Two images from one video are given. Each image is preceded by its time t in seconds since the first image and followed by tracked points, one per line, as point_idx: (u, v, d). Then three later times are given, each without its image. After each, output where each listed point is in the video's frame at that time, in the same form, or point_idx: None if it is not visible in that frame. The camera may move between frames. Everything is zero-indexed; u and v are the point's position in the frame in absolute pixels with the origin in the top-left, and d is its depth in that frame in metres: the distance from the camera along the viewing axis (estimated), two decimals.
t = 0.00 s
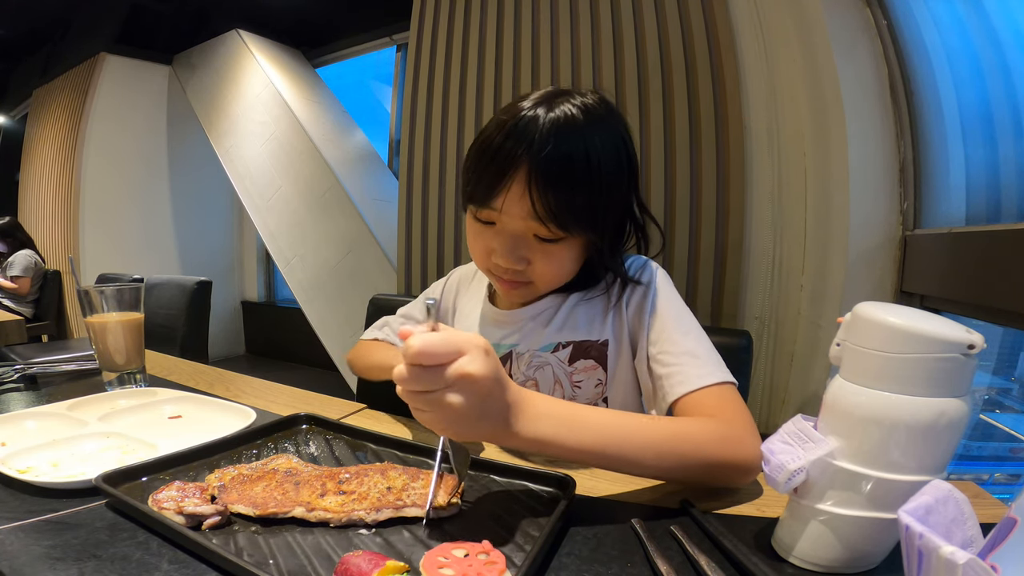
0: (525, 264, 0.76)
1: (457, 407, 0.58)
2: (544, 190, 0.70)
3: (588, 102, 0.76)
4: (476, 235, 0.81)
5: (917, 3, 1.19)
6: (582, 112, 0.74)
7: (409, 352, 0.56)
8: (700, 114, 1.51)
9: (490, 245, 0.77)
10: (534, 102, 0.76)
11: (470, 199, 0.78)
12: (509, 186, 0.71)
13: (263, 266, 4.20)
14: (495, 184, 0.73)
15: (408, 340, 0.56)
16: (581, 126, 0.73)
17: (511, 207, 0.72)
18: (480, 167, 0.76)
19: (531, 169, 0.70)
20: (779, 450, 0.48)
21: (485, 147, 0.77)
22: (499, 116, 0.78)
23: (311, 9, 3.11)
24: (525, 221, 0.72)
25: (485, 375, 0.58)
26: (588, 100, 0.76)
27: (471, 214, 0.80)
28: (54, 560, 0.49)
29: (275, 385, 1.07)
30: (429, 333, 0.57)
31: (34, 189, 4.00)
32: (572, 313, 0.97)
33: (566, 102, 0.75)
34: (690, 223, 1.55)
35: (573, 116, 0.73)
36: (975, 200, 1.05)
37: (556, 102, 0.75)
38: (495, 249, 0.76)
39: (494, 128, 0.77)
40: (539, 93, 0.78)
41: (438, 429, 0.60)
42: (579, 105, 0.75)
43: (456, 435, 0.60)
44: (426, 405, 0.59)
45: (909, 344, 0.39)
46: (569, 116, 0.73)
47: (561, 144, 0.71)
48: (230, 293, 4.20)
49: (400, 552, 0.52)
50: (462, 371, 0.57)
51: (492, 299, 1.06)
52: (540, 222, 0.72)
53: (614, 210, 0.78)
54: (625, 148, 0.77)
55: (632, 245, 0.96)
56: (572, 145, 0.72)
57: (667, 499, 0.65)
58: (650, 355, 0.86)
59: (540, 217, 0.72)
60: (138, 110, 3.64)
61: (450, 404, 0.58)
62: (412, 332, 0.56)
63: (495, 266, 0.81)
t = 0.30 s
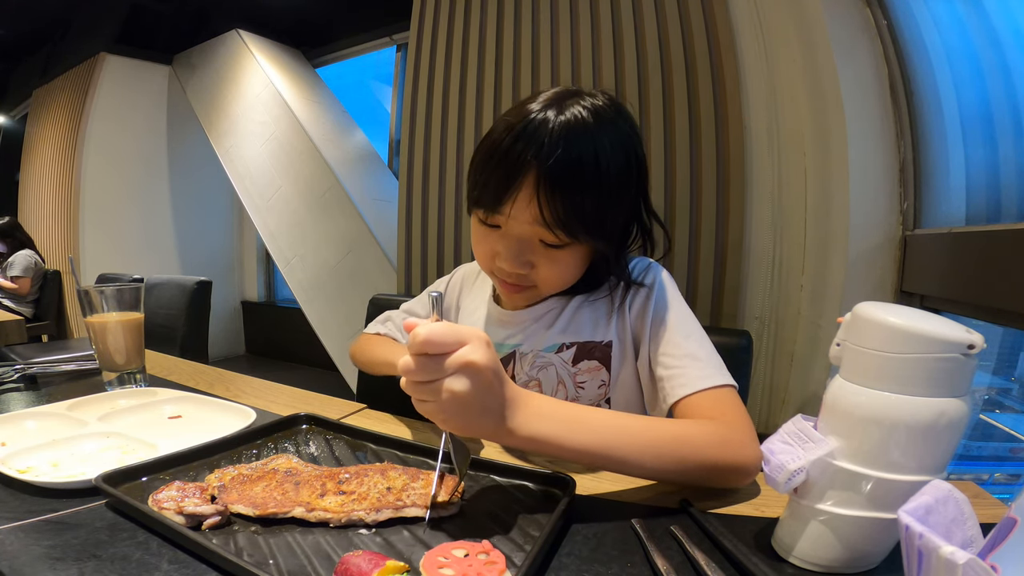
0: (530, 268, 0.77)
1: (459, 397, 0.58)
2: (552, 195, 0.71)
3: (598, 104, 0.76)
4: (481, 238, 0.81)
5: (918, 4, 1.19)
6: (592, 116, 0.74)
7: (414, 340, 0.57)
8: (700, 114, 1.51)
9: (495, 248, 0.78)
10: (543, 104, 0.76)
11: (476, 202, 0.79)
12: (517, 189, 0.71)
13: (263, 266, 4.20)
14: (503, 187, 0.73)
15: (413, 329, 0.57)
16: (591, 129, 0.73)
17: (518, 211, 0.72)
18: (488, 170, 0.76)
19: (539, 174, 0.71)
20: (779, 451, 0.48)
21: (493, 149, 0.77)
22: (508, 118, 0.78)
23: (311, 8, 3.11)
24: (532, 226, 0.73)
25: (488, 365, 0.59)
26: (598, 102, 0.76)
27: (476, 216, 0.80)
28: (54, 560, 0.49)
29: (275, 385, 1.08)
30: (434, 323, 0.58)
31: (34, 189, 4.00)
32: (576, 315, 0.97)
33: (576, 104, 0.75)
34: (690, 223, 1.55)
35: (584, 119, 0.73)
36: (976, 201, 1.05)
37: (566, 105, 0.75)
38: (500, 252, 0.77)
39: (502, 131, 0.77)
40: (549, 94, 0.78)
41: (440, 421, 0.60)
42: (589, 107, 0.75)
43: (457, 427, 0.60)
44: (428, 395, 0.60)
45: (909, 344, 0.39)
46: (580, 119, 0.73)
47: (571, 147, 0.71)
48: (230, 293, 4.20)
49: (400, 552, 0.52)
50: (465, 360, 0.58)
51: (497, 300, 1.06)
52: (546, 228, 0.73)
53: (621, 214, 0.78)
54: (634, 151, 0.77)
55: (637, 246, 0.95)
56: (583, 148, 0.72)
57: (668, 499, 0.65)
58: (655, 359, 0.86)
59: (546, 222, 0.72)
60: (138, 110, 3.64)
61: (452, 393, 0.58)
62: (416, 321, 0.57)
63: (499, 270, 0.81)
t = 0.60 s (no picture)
0: (530, 271, 0.77)
1: (461, 399, 0.58)
2: (553, 199, 0.71)
3: (598, 107, 0.76)
4: (481, 241, 0.81)
5: (917, 4, 1.19)
6: (594, 121, 0.74)
7: (415, 343, 0.57)
8: (700, 115, 1.51)
9: (495, 251, 0.78)
10: (543, 108, 0.76)
11: (477, 205, 0.78)
12: (518, 193, 0.71)
13: (263, 266, 4.20)
14: (505, 191, 0.73)
15: (413, 332, 0.56)
16: (591, 132, 0.73)
17: (519, 214, 0.72)
18: (488, 173, 0.76)
19: (540, 178, 0.71)
20: (779, 451, 0.48)
21: (494, 153, 0.77)
22: (509, 121, 0.78)
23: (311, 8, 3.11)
24: (532, 230, 0.73)
25: (489, 366, 0.59)
26: (597, 105, 0.76)
27: (476, 219, 0.80)
28: (54, 560, 0.49)
29: (275, 385, 1.08)
30: (433, 325, 0.58)
31: (34, 189, 4.00)
32: (575, 314, 0.97)
33: (576, 107, 0.75)
34: (691, 224, 1.55)
35: (585, 123, 0.73)
36: (976, 201, 1.05)
37: (566, 108, 0.75)
38: (500, 256, 0.77)
39: (503, 134, 0.77)
40: (549, 98, 0.78)
41: (441, 423, 0.60)
42: (589, 110, 0.75)
43: (458, 429, 0.60)
44: (430, 397, 0.59)
45: (909, 344, 0.39)
46: (580, 122, 0.73)
47: (572, 151, 0.71)
48: (230, 293, 4.20)
49: (400, 552, 0.52)
50: (465, 362, 0.58)
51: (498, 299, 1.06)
52: (546, 232, 0.73)
53: (621, 218, 0.78)
54: (634, 153, 0.77)
55: (636, 246, 0.95)
56: (583, 151, 0.71)
57: (668, 498, 0.65)
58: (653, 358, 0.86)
59: (547, 225, 0.72)
60: (138, 110, 3.64)
61: (454, 395, 0.58)
62: (416, 324, 0.57)
63: (500, 273, 0.81)
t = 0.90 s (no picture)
0: (530, 271, 0.77)
1: (464, 401, 0.58)
2: (552, 199, 0.71)
3: (598, 106, 0.76)
4: (481, 241, 0.81)
5: (918, 4, 1.19)
6: (593, 121, 0.74)
7: (418, 346, 0.57)
8: (700, 115, 1.51)
9: (495, 251, 0.78)
10: (543, 108, 0.76)
11: (477, 205, 0.78)
12: (518, 193, 0.71)
13: (263, 267, 4.20)
14: (504, 190, 0.73)
15: (417, 335, 0.56)
16: (590, 132, 0.73)
17: (519, 214, 0.72)
18: (488, 173, 0.76)
19: (539, 177, 0.71)
20: (779, 451, 0.48)
21: (494, 153, 0.77)
22: (508, 121, 0.78)
23: (311, 8, 3.11)
24: (532, 230, 0.73)
25: (493, 367, 0.59)
26: (597, 104, 0.76)
27: (476, 219, 0.80)
28: (54, 560, 0.49)
29: (275, 385, 1.08)
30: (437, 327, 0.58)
31: (34, 189, 4.00)
32: (578, 314, 0.97)
33: (576, 106, 0.75)
34: (690, 224, 1.55)
35: (584, 122, 0.73)
36: (976, 201, 1.05)
37: (565, 108, 0.75)
38: (501, 256, 0.77)
39: (502, 134, 0.77)
40: (548, 98, 0.78)
41: (444, 425, 0.60)
42: (588, 109, 0.75)
43: (461, 431, 0.60)
44: (433, 400, 0.59)
45: (909, 344, 0.39)
46: (579, 121, 0.73)
47: (570, 150, 0.71)
48: (230, 293, 4.20)
49: (400, 552, 0.52)
50: (470, 365, 0.58)
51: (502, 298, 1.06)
52: (546, 231, 0.73)
53: (621, 218, 0.78)
54: (634, 152, 0.77)
55: (637, 247, 0.95)
56: (582, 151, 0.71)
57: (668, 498, 0.65)
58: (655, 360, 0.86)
59: (546, 225, 0.72)
60: (138, 110, 3.64)
61: (458, 398, 0.58)
62: (420, 327, 0.57)
63: (500, 272, 0.81)
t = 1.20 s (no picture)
0: (532, 271, 0.77)
1: (466, 399, 0.58)
2: (555, 200, 0.71)
3: (601, 108, 0.76)
4: (483, 241, 0.81)
5: (918, 4, 1.19)
6: (597, 123, 0.74)
7: (421, 344, 0.56)
8: (700, 115, 1.51)
9: (497, 251, 0.78)
10: (546, 109, 0.75)
11: (480, 205, 0.78)
12: (521, 194, 0.72)
13: (263, 267, 4.20)
14: (507, 191, 0.73)
15: (419, 333, 0.56)
16: (593, 133, 0.73)
17: (522, 215, 0.72)
18: (491, 174, 0.76)
19: (543, 179, 0.71)
20: (779, 451, 0.48)
21: (497, 153, 0.77)
22: (511, 122, 0.78)
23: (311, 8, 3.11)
24: (535, 231, 0.73)
25: (495, 366, 0.59)
26: (601, 106, 0.76)
27: (478, 220, 0.80)
28: (54, 560, 0.49)
29: (275, 385, 1.07)
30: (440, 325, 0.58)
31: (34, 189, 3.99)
32: (580, 314, 0.97)
33: (579, 108, 0.75)
34: (690, 223, 1.55)
35: (587, 124, 0.73)
36: (976, 201, 1.05)
37: (568, 109, 0.75)
38: (503, 256, 0.77)
39: (506, 135, 0.77)
40: (552, 99, 0.78)
41: (445, 422, 0.60)
42: (592, 111, 0.75)
43: (461, 428, 0.60)
44: (434, 398, 0.59)
45: (912, 345, 0.39)
46: (582, 123, 0.73)
47: (574, 151, 0.71)
48: (230, 293, 4.20)
49: (400, 552, 0.52)
50: (471, 363, 0.58)
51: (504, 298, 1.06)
52: (548, 232, 0.73)
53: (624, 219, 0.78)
54: (637, 154, 0.77)
55: (639, 249, 0.95)
56: (585, 152, 0.71)
57: (668, 498, 0.65)
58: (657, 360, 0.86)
59: (548, 226, 0.72)
60: (138, 109, 3.64)
61: (460, 396, 0.58)
62: (422, 325, 0.56)
63: (502, 273, 0.81)
